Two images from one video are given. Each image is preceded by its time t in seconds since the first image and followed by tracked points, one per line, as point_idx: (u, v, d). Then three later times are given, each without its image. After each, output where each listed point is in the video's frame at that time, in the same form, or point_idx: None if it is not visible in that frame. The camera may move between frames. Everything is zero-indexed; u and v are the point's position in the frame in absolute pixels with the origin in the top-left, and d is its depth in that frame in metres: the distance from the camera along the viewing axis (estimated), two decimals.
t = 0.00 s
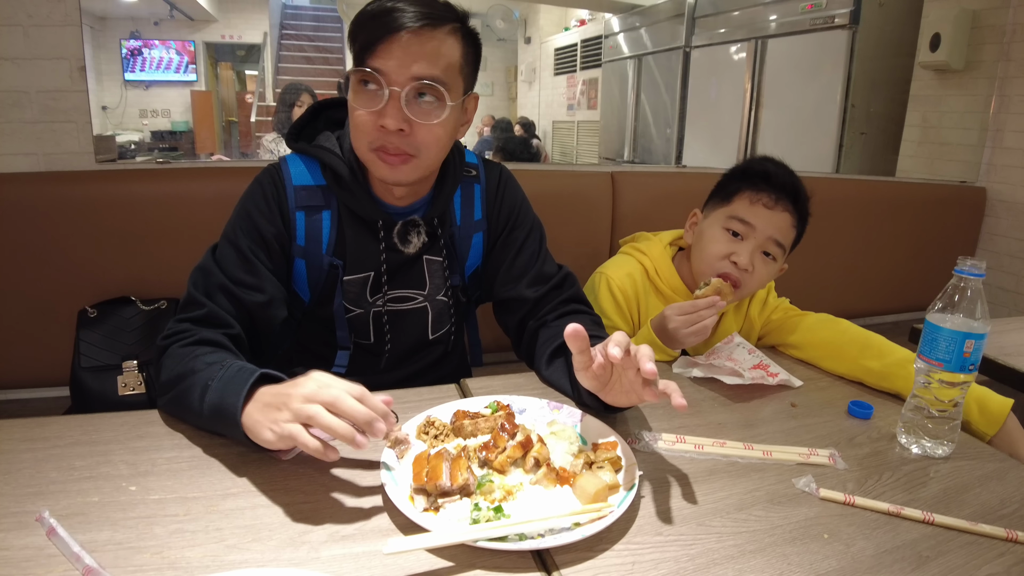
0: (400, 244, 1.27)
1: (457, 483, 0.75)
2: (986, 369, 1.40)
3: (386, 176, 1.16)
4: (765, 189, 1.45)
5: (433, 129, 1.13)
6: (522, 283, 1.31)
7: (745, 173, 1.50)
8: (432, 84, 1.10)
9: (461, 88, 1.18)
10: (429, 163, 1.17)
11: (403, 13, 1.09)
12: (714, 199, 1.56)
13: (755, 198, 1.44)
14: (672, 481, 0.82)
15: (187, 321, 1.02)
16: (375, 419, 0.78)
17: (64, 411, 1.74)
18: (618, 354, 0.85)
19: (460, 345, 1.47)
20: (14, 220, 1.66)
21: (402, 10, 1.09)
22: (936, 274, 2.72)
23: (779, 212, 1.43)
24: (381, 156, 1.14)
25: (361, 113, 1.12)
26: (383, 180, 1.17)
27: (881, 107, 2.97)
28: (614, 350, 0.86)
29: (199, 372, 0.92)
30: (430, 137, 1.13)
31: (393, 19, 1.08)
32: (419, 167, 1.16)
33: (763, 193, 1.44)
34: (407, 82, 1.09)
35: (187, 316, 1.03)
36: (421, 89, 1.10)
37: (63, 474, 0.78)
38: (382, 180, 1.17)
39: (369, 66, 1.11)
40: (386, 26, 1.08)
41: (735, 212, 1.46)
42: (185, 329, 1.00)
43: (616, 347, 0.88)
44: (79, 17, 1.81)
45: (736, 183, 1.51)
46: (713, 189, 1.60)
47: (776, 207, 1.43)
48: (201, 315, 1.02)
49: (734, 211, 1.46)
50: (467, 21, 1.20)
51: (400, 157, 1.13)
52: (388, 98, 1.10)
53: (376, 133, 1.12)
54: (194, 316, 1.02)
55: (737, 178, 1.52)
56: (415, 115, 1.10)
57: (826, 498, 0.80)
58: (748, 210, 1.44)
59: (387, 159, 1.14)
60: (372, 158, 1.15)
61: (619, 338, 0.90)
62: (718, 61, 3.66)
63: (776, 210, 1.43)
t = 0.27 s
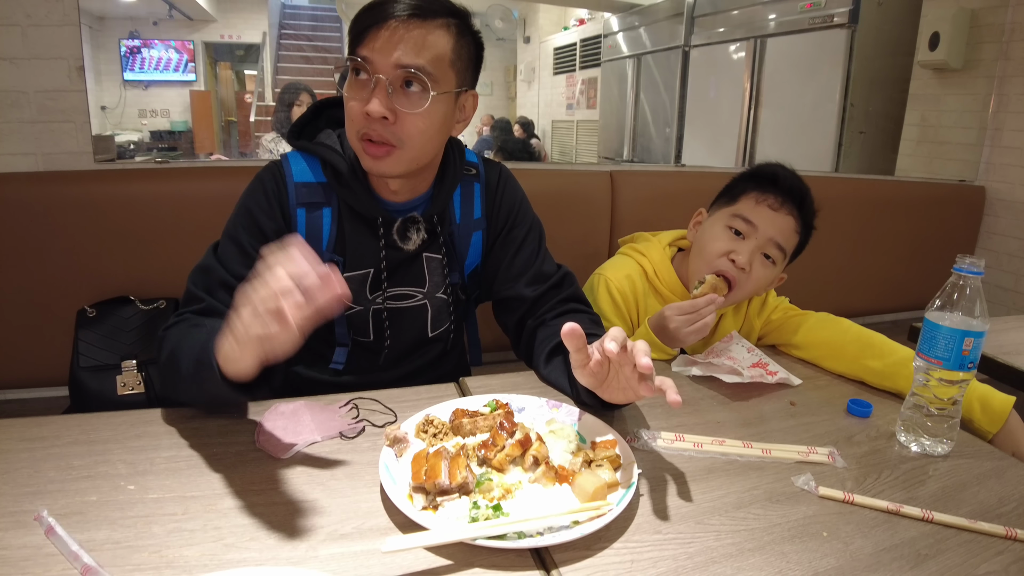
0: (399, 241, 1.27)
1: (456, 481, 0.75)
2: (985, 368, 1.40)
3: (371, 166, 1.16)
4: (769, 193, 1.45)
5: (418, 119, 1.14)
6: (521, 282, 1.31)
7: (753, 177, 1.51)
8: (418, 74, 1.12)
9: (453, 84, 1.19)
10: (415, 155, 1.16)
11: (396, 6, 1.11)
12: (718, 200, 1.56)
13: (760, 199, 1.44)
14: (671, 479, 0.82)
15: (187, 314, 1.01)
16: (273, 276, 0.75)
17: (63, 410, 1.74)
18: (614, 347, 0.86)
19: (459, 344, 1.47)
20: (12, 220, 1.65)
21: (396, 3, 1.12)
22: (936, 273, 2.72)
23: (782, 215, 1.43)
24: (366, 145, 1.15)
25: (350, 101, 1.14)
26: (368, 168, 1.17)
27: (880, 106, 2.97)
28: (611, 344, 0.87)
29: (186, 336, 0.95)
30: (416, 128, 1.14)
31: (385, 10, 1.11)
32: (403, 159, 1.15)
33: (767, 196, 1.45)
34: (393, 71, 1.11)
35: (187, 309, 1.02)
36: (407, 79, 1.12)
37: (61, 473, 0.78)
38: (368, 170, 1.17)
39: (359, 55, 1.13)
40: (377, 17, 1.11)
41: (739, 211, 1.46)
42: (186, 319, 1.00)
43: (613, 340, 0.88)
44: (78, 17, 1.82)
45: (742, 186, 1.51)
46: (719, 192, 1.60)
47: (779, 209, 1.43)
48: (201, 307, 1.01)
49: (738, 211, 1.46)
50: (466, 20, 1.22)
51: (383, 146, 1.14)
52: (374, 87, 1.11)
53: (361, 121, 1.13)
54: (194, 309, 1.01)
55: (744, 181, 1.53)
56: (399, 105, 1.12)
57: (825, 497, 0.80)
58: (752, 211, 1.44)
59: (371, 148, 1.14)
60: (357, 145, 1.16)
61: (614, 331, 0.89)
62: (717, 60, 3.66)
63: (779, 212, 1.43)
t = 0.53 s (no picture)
0: (400, 240, 1.27)
1: (455, 480, 0.75)
2: (984, 366, 1.40)
3: (366, 158, 1.16)
4: (773, 199, 1.46)
5: (415, 112, 1.14)
6: (522, 282, 1.31)
7: (760, 183, 1.52)
8: (416, 67, 1.12)
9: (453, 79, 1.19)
10: (411, 149, 1.16)
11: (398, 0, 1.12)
12: (724, 202, 1.57)
13: (764, 202, 1.45)
14: (670, 478, 0.82)
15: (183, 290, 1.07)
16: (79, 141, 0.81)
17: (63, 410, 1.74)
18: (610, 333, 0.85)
19: (459, 343, 1.47)
20: (11, 219, 1.65)
21: None
22: (936, 272, 2.71)
23: (783, 220, 1.44)
24: (363, 137, 1.15)
25: (350, 93, 1.14)
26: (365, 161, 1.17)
27: (879, 105, 2.97)
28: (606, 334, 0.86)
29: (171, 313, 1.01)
30: (412, 121, 1.14)
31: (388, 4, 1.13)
32: (398, 151, 1.15)
33: (772, 201, 1.45)
34: (391, 63, 1.11)
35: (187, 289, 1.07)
36: (405, 72, 1.12)
37: (61, 472, 0.78)
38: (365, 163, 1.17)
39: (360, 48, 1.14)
40: (379, 12, 1.13)
41: (742, 213, 1.46)
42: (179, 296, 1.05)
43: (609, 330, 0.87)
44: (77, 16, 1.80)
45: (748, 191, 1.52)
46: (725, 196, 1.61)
47: (782, 215, 1.44)
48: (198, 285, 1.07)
49: (742, 213, 1.47)
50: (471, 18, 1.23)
51: (378, 138, 1.14)
52: (373, 79, 1.12)
53: (358, 112, 1.13)
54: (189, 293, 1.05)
55: (751, 185, 1.53)
56: (397, 97, 1.12)
57: (824, 495, 0.80)
58: (755, 214, 1.45)
59: (367, 139, 1.14)
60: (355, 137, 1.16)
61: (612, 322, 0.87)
62: (716, 60, 3.66)
63: (781, 217, 1.44)
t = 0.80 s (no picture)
0: (400, 238, 1.27)
1: (456, 479, 0.75)
2: (985, 366, 1.40)
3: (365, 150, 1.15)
4: (777, 205, 1.45)
5: (414, 104, 1.13)
6: (522, 282, 1.31)
7: (766, 188, 1.51)
8: (415, 59, 1.12)
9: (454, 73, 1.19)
10: (410, 142, 1.15)
11: None
12: (729, 206, 1.57)
13: (766, 209, 1.45)
14: (671, 478, 0.82)
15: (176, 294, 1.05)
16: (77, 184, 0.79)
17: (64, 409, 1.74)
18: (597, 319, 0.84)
19: (459, 343, 1.47)
20: (10, 219, 1.65)
21: None
22: (936, 271, 2.71)
23: (785, 229, 1.43)
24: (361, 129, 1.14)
25: (351, 87, 1.15)
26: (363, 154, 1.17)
27: (879, 104, 2.97)
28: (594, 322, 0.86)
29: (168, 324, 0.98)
30: (410, 113, 1.14)
31: None
32: (395, 143, 1.14)
33: (775, 208, 1.45)
34: (391, 55, 1.12)
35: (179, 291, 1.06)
36: (404, 64, 1.12)
37: (61, 472, 0.78)
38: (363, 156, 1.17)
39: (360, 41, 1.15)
40: (381, 6, 1.14)
41: (744, 218, 1.46)
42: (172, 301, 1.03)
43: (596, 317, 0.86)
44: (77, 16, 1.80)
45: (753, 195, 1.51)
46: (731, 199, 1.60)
47: (784, 223, 1.43)
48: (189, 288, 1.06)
49: (744, 218, 1.46)
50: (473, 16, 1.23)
51: (376, 130, 1.14)
52: (373, 71, 1.12)
53: (357, 104, 1.13)
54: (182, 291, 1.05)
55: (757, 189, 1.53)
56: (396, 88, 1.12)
57: (825, 494, 0.80)
58: (757, 220, 1.44)
59: (365, 131, 1.14)
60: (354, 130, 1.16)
61: (601, 308, 0.86)
62: (716, 59, 3.66)
63: (782, 225, 1.43)
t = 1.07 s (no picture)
0: (398, 239, 1.27)
1: (456, 479, 0.75)
2: (984, 365, 1.40)
3: (371, 150, 1.15)
4: (776, 208, 1.44)
5: (420, 101, 1.13)
6: (520, 280, 1.31)
7: (766, 190, 1.50)
8: (419, 55, 1.13)
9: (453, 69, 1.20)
10: (416, 140, 1.16)
11: None
12: (729, 206, 1.56)
13: (764, 214, 1.44)
14: (670, 477, 0.82)
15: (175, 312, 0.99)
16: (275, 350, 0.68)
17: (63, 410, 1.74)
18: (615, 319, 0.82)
19: (459, 341, 1.47)
20: (9, 219, 1.65)
21: None
22: (935, 270, 2.72)
23: (782, 235, 1.42)
24: (367, 129, 1.14)
25: (352, 87, 1.14)
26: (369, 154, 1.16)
27: (879, 103, 2.97)
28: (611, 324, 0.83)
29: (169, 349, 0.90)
30: (416, 110, 1.14)
31: None
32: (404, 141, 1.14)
33: (773, 212, 1.44)
34: (394, 52, 1.12)
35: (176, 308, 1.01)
36: (409, 61, 1.12)
37: (61, 472, 0.78)
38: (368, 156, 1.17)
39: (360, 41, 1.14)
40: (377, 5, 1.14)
41: (742, 223, 1.45)
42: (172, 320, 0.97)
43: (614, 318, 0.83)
44: (77, 15, 1.82)
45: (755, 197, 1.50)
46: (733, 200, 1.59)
47: (781, 229, 1.42)
48: (190, 306, 1.00)
49: (743, 223, 1.45)
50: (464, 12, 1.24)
51: (383, 129, 1.13)
52: (377, 70, 1.12)
53: (362, 104, 1.13)
54: (183, 308, 1.00)
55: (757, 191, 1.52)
56: (402, 86, 1.12)
57: (825, 494, 0.80)
58: (755, 226, 1.43)
59: (372, 130, 1.14)
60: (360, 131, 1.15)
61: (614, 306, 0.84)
62: (716, 58, 3.67)
63: (779, 231, 1.42)
